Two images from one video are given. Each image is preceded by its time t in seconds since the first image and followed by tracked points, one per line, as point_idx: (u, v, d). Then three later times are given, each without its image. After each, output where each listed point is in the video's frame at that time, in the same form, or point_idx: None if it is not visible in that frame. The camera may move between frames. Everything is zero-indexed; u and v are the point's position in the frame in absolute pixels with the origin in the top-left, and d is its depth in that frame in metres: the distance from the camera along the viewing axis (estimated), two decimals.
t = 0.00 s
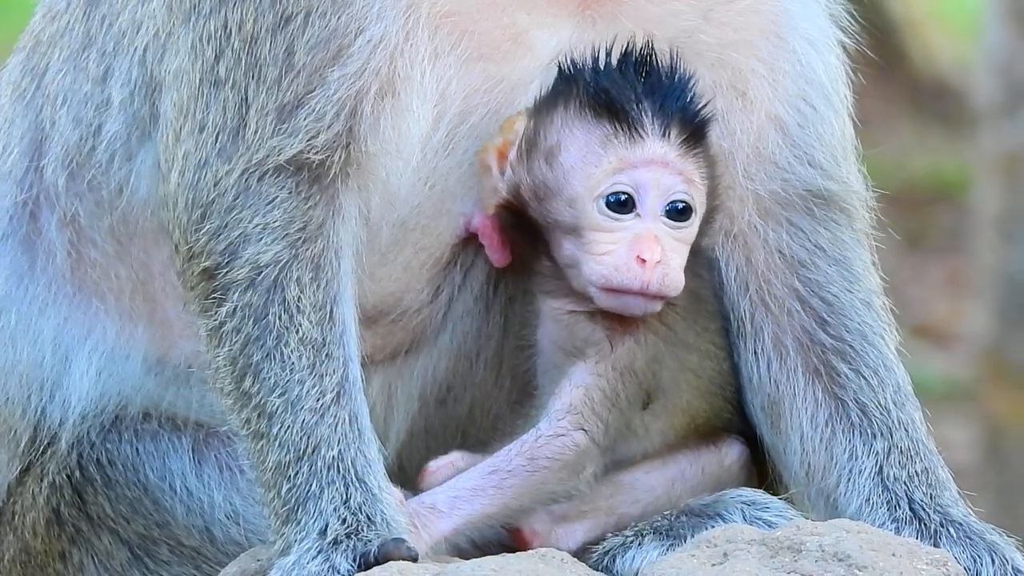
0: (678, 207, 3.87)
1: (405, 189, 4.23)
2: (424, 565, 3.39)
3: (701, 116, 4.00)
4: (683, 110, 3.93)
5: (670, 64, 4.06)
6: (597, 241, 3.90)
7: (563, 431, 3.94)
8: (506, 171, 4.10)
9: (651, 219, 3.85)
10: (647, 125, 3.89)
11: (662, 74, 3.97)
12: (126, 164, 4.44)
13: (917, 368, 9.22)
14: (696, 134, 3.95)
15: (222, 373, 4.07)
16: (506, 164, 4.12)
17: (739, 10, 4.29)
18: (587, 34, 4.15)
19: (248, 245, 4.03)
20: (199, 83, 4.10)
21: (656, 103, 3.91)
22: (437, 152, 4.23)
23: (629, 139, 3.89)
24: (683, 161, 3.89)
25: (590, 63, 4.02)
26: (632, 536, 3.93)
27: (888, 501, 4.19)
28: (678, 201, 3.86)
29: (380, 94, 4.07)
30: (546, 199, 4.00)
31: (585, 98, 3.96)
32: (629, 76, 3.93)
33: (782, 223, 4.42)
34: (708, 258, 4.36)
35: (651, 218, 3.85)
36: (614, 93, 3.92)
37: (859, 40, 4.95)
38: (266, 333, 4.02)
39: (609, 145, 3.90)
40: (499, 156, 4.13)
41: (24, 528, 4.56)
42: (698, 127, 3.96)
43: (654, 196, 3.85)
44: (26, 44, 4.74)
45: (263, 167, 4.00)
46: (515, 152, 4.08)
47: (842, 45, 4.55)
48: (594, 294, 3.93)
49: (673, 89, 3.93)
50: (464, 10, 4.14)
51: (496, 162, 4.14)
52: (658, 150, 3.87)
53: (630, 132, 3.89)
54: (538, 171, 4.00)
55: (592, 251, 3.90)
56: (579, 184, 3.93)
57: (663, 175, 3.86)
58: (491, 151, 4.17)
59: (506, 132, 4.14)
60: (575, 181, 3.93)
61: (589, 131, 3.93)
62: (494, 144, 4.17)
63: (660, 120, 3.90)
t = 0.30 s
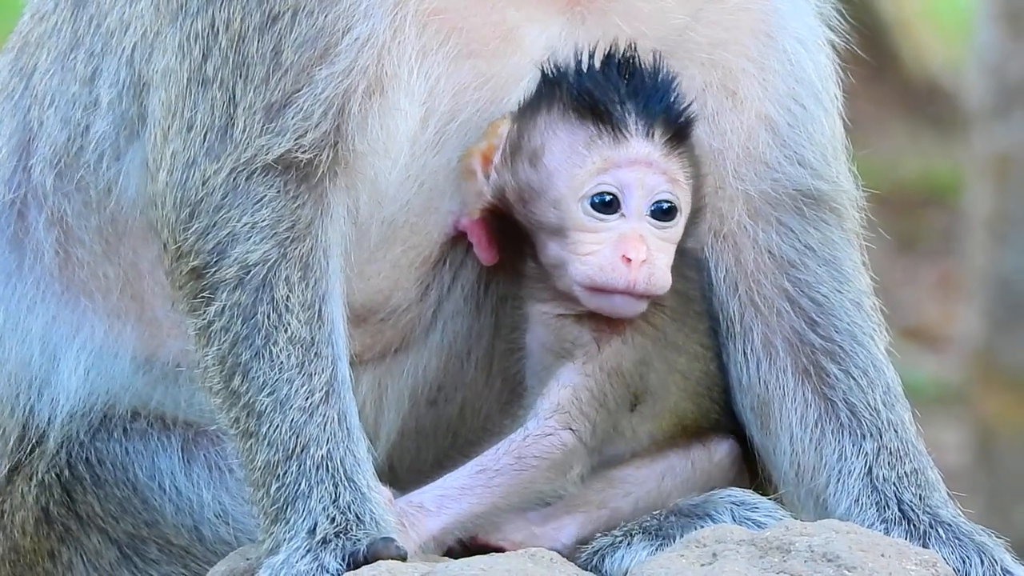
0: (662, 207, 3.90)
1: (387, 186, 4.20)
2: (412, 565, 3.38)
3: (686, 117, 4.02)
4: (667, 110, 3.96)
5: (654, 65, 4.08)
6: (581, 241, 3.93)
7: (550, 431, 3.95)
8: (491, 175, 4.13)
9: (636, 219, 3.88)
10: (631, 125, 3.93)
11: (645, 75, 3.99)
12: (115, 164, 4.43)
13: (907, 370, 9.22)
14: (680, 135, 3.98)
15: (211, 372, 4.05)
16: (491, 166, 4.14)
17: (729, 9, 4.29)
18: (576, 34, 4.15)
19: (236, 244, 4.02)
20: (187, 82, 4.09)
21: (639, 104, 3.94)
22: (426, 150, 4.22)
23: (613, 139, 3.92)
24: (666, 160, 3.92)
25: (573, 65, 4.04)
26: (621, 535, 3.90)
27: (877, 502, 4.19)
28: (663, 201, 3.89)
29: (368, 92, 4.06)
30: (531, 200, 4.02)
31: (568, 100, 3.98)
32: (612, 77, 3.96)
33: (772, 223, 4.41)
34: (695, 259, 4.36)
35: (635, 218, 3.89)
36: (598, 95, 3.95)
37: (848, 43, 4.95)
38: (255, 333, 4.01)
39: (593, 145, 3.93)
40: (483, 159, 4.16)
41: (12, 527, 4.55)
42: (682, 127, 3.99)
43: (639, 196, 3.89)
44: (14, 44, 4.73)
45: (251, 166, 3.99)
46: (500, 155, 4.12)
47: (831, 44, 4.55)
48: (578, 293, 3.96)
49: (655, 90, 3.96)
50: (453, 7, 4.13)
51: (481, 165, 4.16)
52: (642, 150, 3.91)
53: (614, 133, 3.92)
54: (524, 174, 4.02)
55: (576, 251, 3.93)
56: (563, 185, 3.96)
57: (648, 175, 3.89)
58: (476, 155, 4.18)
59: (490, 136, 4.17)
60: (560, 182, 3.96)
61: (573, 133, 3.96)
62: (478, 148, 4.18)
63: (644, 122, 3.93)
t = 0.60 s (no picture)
0: (650, 208, 3.90)
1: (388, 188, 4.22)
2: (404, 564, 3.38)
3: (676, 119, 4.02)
4: (656, 111, 3.96)
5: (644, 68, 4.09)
6: (569, 241, 3.93)
7: (540, 430, 3.95)
8: (480, 176, 4.12)
9: (624, 220, 3.88)
10: (620, 126, 3.93)
11: (635, 78, 4.00)
12: (108, 166, 4.43)
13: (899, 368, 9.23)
14: (669, 137, 3.98)
15: (203, 372, 4.05)
16: (481, 167, 4.13)
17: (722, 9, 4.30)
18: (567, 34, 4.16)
19: (228, 244, 4.02)
20: (179, 83, 4.09)
21: (628, 105, 3.95)
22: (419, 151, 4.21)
23: (601, 140, 3.93)
24: (655, 162, 3.93)
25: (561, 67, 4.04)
26: (613, 534, 3.89)
27: (869, 500, 4.19)
28: (650, 203, 3.89)
29: (361, 93, 4.07)
30: (521, 201, 4.02)
31: (558, 102, 3.99)
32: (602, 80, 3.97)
33: (763, 222, 4.42)
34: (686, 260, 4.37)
35: (624, 218, 3.88)
36: (587, 96, 3.95)
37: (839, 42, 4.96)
38: (246, 333, 4.01)
39: (582, 146, 3.94)
40: (473, 159, 4.15)
41: (4, 527, 4.51)
42: (671, 129, 3.99)
43: (627, 197, 3.89)
44: (5, 47, 4.72)
45: (243, 166, 3.99)
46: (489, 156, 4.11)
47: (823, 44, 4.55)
48: (567, 293, 3.97)
49: (645, 92, 3.96)
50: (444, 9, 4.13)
51: (471, 166, 4.15)
52: (630, 151, 3.91)
53: (603, 133, 3.93)
54: (513, 175, 4.02)
55: (564, 251, 3.93)
56: (552, 185, 3.96)
57: (636, 176, 3.89)
58: (466, 155, 4.17)
59: (480, 136, 4.16)
60: (549, 182, 3.96)
61: (562, 134, 3.96)
62: (468, 148, 4.17)
63: (632, 123, 3.94)
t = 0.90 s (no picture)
0: (651, 206, 3.89)
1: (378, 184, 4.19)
2: (399, 562, 3.38)
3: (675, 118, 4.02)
4: (655, 110, 3.97)
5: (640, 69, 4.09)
6: (570, 238, 3.93)
7: (534, 425, 3.98)
8: (480, 176, 4.12)
9: (625, 216, 3.88)
10: (620, 124, 3.93)
11: (632, 77, 4.01)
12: (105, 161, 4.43)
13: (897, 369, 9.23)
14: (668, 135, 3.98)
15: (199, 369, 4.05)
16: (480, 167, 4.13)
17: (720, 10, 4.30)
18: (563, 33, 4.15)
19: (225, 241, 4.02)
20: (177, 79, 4.09)
21: (627, 104, 3.95)
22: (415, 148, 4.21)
23: (602, 137, 3.93)
24: (655, 158, 3.93)
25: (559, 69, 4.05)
26: (609, 534, 3.89)
27: (865, 501, 4.19)
28: (651, 200, 3.89)
29: (358, 91, 4.05)
30: (521, 200, 4.03)
31: (557, 100, 3.99)
32: (600, 79, 3.98)
33: (760, 222, 4.41)
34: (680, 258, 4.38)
35: (625, 214, 3.88)
36: (587, 95, 3.96)
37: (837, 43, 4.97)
38: (243, 330, 4.01)
39: (583, 143, 3.94)
40: (472, 159, 4.15)
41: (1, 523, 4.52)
42: (670, 127, 3.99)
43: (628, 193, 3.89)
44: (3, 42, 4.72)
45: (240, 163, 3.99)
46: (488, 157, 4.11)
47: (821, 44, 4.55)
48: (568, 292, 3.97)
49: (644, 91, 3.97)
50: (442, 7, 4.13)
51: (469, 166, 4.14)
52: (631, 148, 3.91)
53: (604, 130, 3.93)
54: (514, 174, 4.02)
55: (565, 248, 3.93)
56: (553, 182, 3.96)
57: (636, 172, 3.89)
58: (464, 156, 4.17)
59: (479, 137, 4.16)
60: (550, 180, 3.96)
61: (562, 132, 3.96)
62: (467, 148, 4.17)
63: (632, 121, 3.93)
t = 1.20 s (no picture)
0: (661, 216, 3.93)
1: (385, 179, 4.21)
2: (401, 555, 3.39)
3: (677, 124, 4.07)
4: (659, 118, 4.01)
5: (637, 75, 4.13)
6: (583, 253, 3.95)
7: (540, 430, 3.96)
8: (483, 193, 4.13)
9: (636, 228, 3.91)
10: (627, 136, 3.97)
11: (633, 85, 4.04)
12: (105, 156, 4.43)
13: (898, 363, 9.24)
14: (673, 144, 4.03)
15: (200, 363, 4.05)
16: (483, 183, 4.14)
17: (717, 4, 4.32)
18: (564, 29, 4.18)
19: (227, 235, 4.02)
20: (178, 74, 4.09)
21: (632, 114, 3.99)
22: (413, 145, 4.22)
23: (610, 150, 3.96)
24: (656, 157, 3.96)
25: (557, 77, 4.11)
26: (611, 527, 3.85)
27: (867, 495, 4.18)
28: (662, 210, 3.93)
29: (359, 86, 4.05)
30: (527, 199, 4.04)
31: (560, 112, 4.03)
32: (604, 89, 4.01)
33: (762, 216, 4.41)
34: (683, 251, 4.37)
35: (636, 226, 3.91)
36: (593, 108, 3.99)
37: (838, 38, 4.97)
38: (245, 324, 4.01)
39: (591, 156, 3.97)
40: (474, 175, 4.15)
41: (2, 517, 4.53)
42: (674, 135, 4.04)
43: (639, 206, 3.92)
44: (4, 36, 4.73)
45: (241, 158, 3.99)
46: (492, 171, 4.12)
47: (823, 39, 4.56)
48: (580, 307, 3.97)
49: (647, 100, 4.01)
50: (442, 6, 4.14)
51: (472, 181, 4.15)
52: (639, 160, 3.95)
53: (612, 143, 3.96)
54: (520, 190, 4.05)
55: (577, 263, 3.95)
56: (562, 199, 3.98)
57: (646, 184, 3.93)
58: (465, 170, 4.17)
59: (480, 152, 4.17)
60: (559, 195, 3.99)
61: (569, 146, 3.99)
62: (467, 162, 4.17)
63: (639, 133, 3.97)
